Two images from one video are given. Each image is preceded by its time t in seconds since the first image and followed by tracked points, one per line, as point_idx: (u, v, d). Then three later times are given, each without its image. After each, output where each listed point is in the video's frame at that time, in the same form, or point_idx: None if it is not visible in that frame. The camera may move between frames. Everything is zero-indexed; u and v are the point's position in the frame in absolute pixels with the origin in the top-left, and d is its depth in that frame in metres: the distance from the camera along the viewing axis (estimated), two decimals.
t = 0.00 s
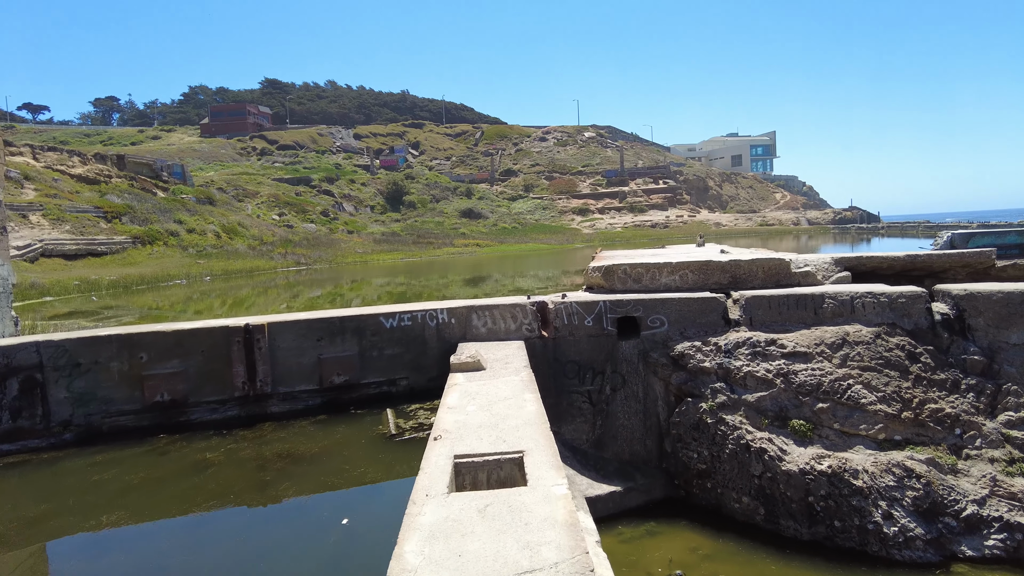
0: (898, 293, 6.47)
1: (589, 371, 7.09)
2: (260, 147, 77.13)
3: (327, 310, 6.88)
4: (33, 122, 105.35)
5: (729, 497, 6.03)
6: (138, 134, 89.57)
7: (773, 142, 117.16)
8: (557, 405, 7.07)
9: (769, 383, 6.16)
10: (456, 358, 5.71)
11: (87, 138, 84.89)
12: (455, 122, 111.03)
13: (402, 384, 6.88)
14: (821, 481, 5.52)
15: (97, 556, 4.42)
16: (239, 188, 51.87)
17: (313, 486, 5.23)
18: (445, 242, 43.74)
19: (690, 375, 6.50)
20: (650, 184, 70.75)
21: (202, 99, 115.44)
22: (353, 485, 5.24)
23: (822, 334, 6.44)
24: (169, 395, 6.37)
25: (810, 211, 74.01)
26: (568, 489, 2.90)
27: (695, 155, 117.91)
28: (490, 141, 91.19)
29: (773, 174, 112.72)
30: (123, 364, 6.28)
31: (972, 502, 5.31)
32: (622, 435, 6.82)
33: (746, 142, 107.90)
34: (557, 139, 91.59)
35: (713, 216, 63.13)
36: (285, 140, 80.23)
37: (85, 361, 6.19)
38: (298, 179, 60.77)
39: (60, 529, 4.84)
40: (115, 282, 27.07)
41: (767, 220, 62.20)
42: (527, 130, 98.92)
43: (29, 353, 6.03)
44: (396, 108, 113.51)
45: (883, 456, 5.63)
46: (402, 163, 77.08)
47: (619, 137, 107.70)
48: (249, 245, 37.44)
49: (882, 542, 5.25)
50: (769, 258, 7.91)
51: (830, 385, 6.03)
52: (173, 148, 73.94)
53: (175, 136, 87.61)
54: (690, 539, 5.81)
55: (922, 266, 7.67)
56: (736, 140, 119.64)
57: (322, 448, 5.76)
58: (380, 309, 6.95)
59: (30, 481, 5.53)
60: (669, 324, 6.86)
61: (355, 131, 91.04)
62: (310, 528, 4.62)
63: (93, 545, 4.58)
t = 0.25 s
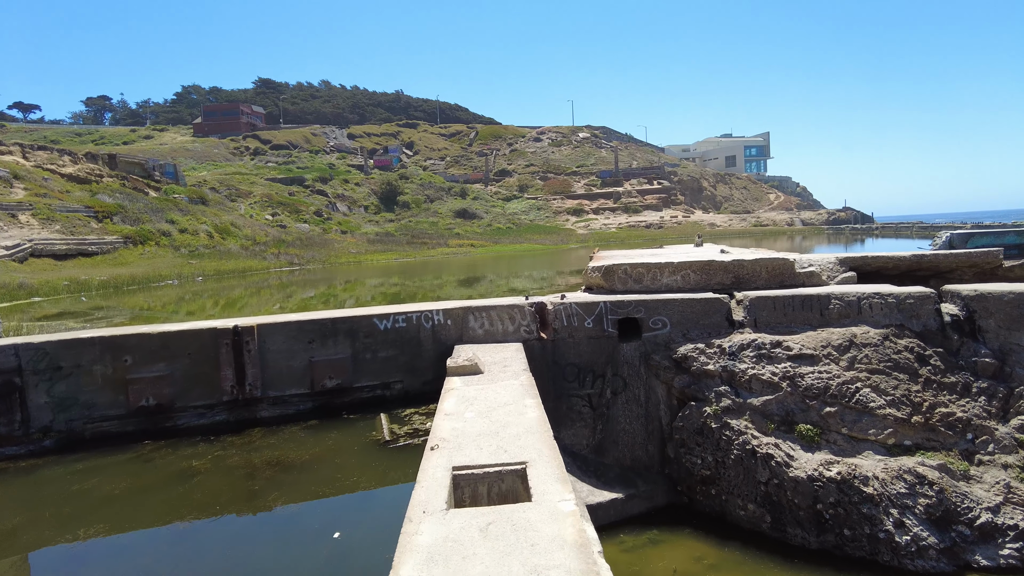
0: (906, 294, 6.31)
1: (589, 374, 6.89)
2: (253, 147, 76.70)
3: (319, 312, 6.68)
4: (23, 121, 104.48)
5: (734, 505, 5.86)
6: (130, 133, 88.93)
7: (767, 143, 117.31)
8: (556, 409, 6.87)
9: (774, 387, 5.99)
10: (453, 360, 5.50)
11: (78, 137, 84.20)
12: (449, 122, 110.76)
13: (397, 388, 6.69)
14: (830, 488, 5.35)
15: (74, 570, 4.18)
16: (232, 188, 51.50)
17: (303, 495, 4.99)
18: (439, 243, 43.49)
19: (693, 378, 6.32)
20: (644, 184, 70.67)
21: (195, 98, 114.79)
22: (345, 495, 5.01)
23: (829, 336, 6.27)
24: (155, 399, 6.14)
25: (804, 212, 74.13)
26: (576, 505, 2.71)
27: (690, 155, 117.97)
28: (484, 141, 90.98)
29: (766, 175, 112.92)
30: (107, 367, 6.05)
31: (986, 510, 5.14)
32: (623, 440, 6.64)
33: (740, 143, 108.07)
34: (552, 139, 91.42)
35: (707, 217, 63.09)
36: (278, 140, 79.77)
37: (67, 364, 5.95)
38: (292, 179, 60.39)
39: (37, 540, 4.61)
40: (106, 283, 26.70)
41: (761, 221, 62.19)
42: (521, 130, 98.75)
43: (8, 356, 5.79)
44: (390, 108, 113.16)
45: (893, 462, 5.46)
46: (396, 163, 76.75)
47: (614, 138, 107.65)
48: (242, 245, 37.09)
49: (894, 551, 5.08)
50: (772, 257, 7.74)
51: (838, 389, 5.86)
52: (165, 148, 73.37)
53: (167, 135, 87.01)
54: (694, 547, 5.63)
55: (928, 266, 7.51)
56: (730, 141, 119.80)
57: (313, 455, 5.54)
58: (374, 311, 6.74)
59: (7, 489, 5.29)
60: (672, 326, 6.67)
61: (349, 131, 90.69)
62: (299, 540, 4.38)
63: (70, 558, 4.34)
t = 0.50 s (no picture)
0: (905, 299, 6.20)
1: (582, 380, 6.72)
2: (239, 145, 75.94)
3: (305, 316, 6.48)
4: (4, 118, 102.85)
5: (732, 514, 5.72)
6: (113, 131, 87.76)
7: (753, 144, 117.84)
8: (549, 415, 6.69)
9: (773, 394, 5.86)
10: (444, 367, 5.31)
11: (60, 134, 82.94)
12: (436, 121, 110.36)
13: (385, 394, 6.50)
14: (831, 499, 5.20)
15: None
16: (217, 187, 50.91)
17: (286, 511, 4.76)
18: (427, 243, 43.21)
19: (690, 384, 6.17)
20: (632, 185, 70.71)
21: (180, 96, 113.55)
22: (332, 510, 4.78)
23: (828, 341, 6.15)
24: (133, 408, 5.89)
25: (790, 213, 74.50)
26: (579, 532, 2.55)
27: (677, 156, 118.24)
28: (472, 140, 90.68)
29: (753, 176, 113.55)
30: (82, 374, 5.80)
31: (990, 520, 4.99)
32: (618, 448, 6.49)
33: (726, 144, 108.54)
34: (540, 139, 91.32)
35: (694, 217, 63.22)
36: (264, 138, 79.03)
37: (40, 372, 5.70)
38: (278, 177, 59.79)
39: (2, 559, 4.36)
40: (87, 283, 26.19)
41: (748, 221, 62.40)
42: (509, 130, 98.55)
43: None
44: (378, 107, 112.58)
45: (895, 471, 5.32)
46: (383, 163, 76.27)
47: (601, 138, 107.75)
48: (227, 244, 36.62)
49: (897, 563, 4.93)
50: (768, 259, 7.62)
51: (837, 395, 5.74)
52: (149, 146, 72.44)
53: (151, 133, 85.95)
54: (692, 559, 5.47)
55: (926, 269, 7.42)
56: (716, 142, 120.25)
57: (298, 467, 5.33)
58: (361, 315, 6.55)
59: None
60: (667, 330, 6.52)
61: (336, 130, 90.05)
62: (281, 561, 4.13)
63: None
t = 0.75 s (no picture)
0: (908, 299, 6.06)
1: (578, 383, 6.52)
2: (225, 144, 75.18)
3: (292, 317, 6.26)
4: None
5: (733, 521, 5.56)
6: (97, 129, 86.64)
7: (741, 145, 118.24)
8: (544, 420, 6.47)
9: (775, 397, 5.70)
10: (436, 371, 5.11)
11: (42, 132, 81.74)
12: (425, 121, 109.91)
13: (374, 399, 6.29)
14: (835, 505, 5.04)
15: None
16: (203, 186, 50.30)
17: (269, 524, 4.51)
18: (416, 242, 42.90)
19: (688, 388, 5.99)
20: (621, 185, 70.70)
21: (165, 94, 112.33)
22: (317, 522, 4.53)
23: (829, 343, 6.01)
24: (109, 414, 5.64)
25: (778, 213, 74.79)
26: (585, 555, 2.35)
27: (665, 156, 118.42)
28: (461, 140, 90.34)
29: (740, 176, 113.79)
30: (55, 380, 5.54)
31: (999, 527, 4.84)
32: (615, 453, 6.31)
33: (714, 145, 108.90)
34: (529, 139, 91.18)
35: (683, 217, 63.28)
36: (251, 138, 78.30)
37: (10, 378, 5.44)
38: (265, 176, 59.20)
39: None
40: (69, 283, 25.69)
41: (736, 221, 62.54)
42: (498, 130, 98.30)
43: None
44: (366, 107, 112.00)
45: (900, 476, 5.17)
46: (371, 162, 75.78)
47: (590, 138, 107.76)
48: (213, 244, 36.15)
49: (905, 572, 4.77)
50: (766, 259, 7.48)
51: (840, 399, 5.58)
52: (134, 144, 71.54)
53: (136, 131, 84.95)
54: (692, 568, 5.29)
55: (926, 269, 7.30)
56: (704, 142, 120.59)
57: (282, 476, 5.10)
58: (348, 316, 6.33)
59: None
60: (665, 332, 6.33)
61: (324, 129, 89.42)
62: None
63: None
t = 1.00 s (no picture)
0: (923, 299, 5.84)
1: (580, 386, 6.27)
2: (221, 143, 74.80)
3: (283, 318, 6.02)
4: None
5: (742, 530, 5.34)
6: (92, 128, 86.13)
7: (738, 145, 118.26)
8: (545, 425, 6.23)
9: (785, 401, 5.48)
10: (432, 374, 4.87)
11: (37, 132, 81.26)
12: (421, 120, 109.62)
13: (368, 403, 6.05)
14: (852, 515, 4.81)
15: None
16: (198, 185, 49.94)
17: (256, 537, 4.26)
18: (412, 242, 42.64)
19: (695, 391, 5.77)
20: (618, 184, 70.51)
21: (160, 94, 111.84)
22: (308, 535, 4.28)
23: (841, 344, 5.78)
24: (90, 420, 5.39)
25: (775, 213, 74.67)
26: None
27: (662, 156, 118.26)
28: (458, 139, 90.05)
29: (737, 176, 113.65)
30: (33, 384, 5.28)
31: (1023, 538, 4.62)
32: (619, 459, 6.08)
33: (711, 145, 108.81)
34: (526, 139, 90.93)
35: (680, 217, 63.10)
36: (247, 137, 77.91)
37: None
38: (261, 176, 58.84)
39: None
40: (62, 283, 25.36)
41: (733, 221, 62.39)
42: (495, 129, 98.06)
43: None
44: (362, 106, 111.65)
45: (919, 484, 4.94)
46: (368, 161, 75.46)
47: (587, 138, 107.58)
48: (209, 244, 35.84)
49: None
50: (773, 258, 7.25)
51: (854, 403, 5.36)
52: (129, 144, 71.10)
53: (131, 131, 84.47)
54: None
55: (938, 268, 7.08)
56: (701, 142, 120.41)
57: (272, 485, 4.85)
58: (342, 317, 6.09)
59: None
60: (670, 333, 6.10)
61: (320, 128, 89.06)
62: None
63: None
